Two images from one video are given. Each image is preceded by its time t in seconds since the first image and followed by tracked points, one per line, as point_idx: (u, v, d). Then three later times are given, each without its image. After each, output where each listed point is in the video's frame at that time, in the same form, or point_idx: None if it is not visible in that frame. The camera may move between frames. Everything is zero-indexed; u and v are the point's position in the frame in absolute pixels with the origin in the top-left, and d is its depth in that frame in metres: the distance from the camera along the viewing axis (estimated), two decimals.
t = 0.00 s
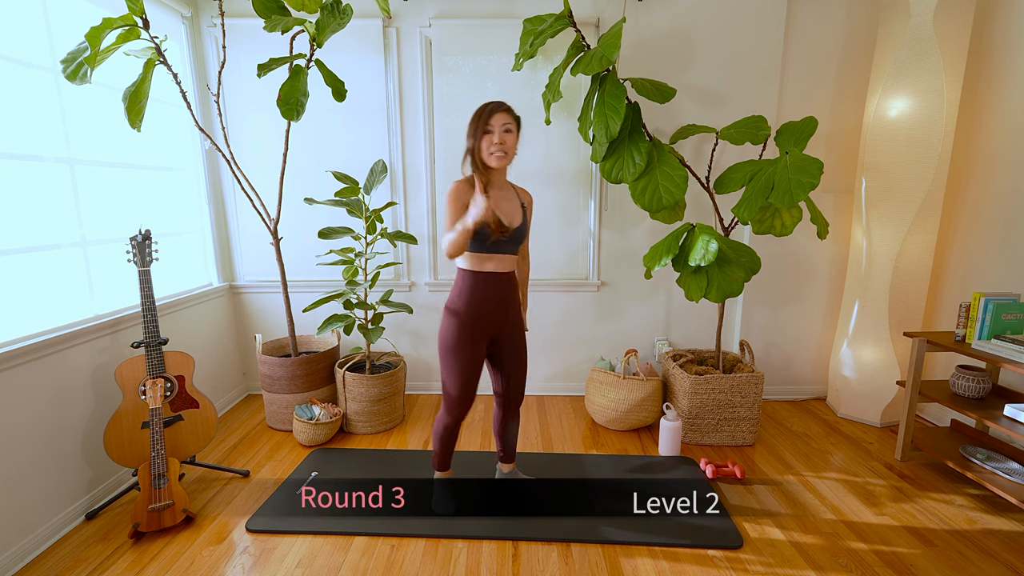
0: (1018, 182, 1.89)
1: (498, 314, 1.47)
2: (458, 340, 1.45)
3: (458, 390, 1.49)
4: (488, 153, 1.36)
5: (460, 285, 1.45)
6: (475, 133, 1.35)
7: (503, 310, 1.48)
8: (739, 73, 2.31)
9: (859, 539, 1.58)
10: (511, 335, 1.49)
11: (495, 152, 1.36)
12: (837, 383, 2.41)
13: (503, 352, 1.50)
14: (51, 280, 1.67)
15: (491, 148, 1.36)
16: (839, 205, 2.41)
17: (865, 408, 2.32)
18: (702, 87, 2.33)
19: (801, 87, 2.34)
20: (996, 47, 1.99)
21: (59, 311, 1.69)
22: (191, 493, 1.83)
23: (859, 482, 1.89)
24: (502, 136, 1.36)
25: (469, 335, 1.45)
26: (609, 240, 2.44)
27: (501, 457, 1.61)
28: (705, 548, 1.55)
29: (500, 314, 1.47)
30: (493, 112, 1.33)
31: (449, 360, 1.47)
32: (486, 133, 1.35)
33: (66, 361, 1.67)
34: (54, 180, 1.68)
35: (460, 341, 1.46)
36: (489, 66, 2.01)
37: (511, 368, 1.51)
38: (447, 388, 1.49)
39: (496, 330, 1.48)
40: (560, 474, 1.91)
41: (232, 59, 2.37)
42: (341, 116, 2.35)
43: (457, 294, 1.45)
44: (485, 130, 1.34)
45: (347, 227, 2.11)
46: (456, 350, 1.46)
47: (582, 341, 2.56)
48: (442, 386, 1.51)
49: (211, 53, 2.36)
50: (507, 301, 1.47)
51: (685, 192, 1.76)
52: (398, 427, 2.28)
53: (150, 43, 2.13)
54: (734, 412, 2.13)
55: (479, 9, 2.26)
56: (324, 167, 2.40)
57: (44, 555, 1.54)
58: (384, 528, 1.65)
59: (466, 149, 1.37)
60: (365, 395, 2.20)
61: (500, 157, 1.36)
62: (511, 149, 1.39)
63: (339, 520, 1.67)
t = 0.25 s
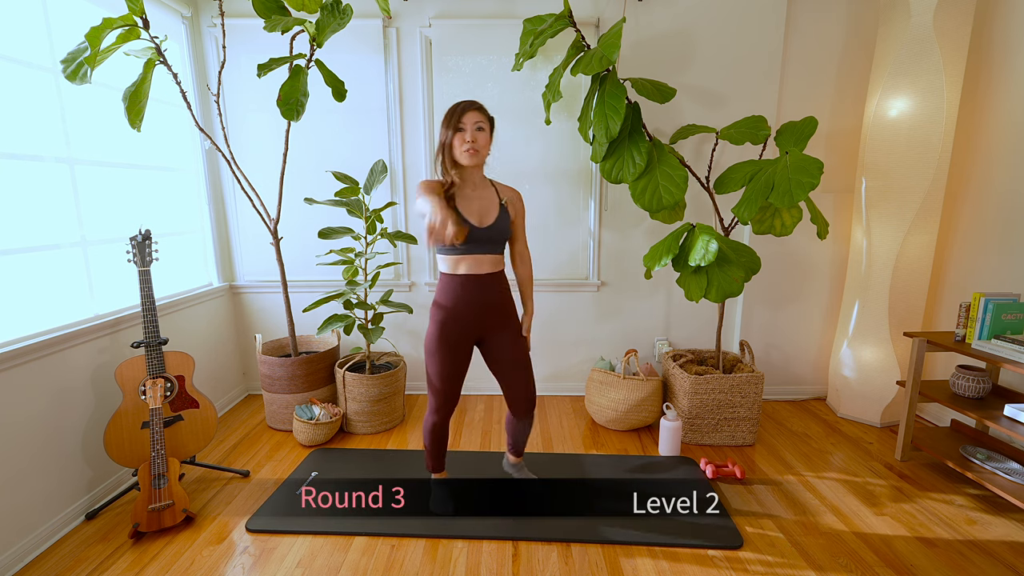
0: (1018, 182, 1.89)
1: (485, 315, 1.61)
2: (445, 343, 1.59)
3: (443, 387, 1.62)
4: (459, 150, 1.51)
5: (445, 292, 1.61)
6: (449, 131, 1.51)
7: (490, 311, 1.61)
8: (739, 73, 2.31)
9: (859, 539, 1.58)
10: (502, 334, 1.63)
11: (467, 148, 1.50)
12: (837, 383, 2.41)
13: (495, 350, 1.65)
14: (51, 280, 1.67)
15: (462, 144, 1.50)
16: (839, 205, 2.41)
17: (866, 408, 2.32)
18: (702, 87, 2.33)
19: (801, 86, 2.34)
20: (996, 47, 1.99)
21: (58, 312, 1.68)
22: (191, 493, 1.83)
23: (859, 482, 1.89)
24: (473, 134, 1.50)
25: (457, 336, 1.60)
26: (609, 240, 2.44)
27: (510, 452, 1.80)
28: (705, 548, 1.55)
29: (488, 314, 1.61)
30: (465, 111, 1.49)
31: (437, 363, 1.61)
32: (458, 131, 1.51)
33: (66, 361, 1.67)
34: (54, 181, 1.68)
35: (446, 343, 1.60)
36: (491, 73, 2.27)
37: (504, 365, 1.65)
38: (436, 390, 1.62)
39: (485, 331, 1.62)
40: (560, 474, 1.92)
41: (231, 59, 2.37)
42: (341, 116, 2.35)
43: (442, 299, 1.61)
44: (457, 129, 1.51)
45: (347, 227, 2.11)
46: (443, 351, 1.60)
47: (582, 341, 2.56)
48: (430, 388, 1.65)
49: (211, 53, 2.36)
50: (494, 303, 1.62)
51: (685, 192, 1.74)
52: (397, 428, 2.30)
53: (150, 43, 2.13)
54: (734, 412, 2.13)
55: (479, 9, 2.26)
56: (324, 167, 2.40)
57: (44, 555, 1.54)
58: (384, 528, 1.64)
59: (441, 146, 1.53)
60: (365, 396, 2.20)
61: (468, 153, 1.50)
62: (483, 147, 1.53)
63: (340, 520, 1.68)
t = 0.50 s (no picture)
0: (1018, 182, 1.89)
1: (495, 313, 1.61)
2: (454, 340, 1.61)
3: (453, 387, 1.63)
4: (467, 148, 1.55)
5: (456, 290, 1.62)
6: (455, 131, 1.55)
7: (500, 309, 1.62)
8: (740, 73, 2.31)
9: (859, 539, 1.58)
10: (512, 333, 1.63)
11: (474, 147, 1.54)
12: (837, 383, 2.41)
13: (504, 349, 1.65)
14: (51, 280, 1.67)
15: (470, 142, 1.54)
16: (839, 205, 2.41)
17: (866, 408, 2.32)
18: (703, 87, 2.33)
19: (802, 86, 2.34)
20: (996, 47, 1.99)
21: (58, 312, 1.69)
22: (191, 493, 1.83)
23: (859, 482, 1.89)
24: (481, 132, 1.54)
25: (466, 334, 1.61)
26: (609, 240, 2.45)
27: (531, 451, 1.83)
28: (705, 548, 1.55)
29: (498, 312, 1.62)
30: (472, 111, 1.53)
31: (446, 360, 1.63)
32: (466, 130, 1.54)
33: (66, 361, 1.67)
34: (54, 181, 1.68)
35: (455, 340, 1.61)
36: (491, 72, 2.28)
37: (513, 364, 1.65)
38: (443, 387, 1.63)
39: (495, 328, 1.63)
40: (560, 474, 1.92)
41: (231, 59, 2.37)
42: (341, 116, 2.35)
43: (453, 296, 1.62)
44: (465, 128, 1.54)
45: (347, 227, 2.11)
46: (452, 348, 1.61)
47: (582, 340, 2.56)
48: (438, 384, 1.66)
49: (211, 53, 2.36)
50: (504, 301, 1.62)
51: (686, 192, 1.74)
52: (398, 428, 2.30)
53: (150, 43, 2.13)
54: (733, 412, 2.13)
55: (479, 9, 2.26)
56: (324, 167, 2.40)
57: (44, 555, 1.54)
58: (384, 528, 1.64)
59: (448, 145, 1.58)
60: (365, 395, 2.20)
61: (478, 152, 1.54)
62: (492, 145, 1.56)
63: (340, 520, 1.68)
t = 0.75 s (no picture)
0: (1018, 182, 1.89)
1: (521, 310, 1.61)
2: (482, 337, 1.60)
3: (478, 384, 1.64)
4: (497, 156, 1.46)
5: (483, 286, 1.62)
6: (484, 138, 1.45)
7: (525, 306, 1.61)
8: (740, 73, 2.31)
9: (859, 539, 1.58)
10: (535, 330, 1.63)
11: (503, 157, 1.45)
12: (837, 383, 2.41)
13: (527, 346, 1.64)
14: (51, 280, 1.67)
15: (500, 152, 1.45)
16: (839, 205, 2.41)
17: (866, 408, 2.31)
18: (703, 86, 2.32)
19: (802, 86, 2.34)
20: (996, 47, 1.99)
21: (58, 312, 1.69)
22: (191, 493, 1.83)
23: (860, 482, 1.89)
24: (510, 140, 1.44)
25: (491, 330, 1.61)
26: (609, 240, 2.45)
27: (532, 452, 1.84)
28: (704, 548, 1.55)
29: (524, 310, 1.61)
30: (501, 118, 1.43)
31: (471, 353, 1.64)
32: (495, 138, 1.44)
33: (66, 361, 1.67)
34: (54, 181, 1.68)
35: (480, 335, 1.61)
36: (490, 72, 2.13)
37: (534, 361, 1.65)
38: (466, 382, 1.63)
39: (520, 325, 1.62)
40: (560, 474, 1.92)
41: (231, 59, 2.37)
42: (341, 116, 2.36)
43: (481, 295, 1.62)
44: (493, 135, 1.44)
45: (348, 227, 2.11)
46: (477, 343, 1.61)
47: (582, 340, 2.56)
48: (460, 377, 1.66)
49: (211, 53, 2.36)
50: (530, 299, 1.61)
51: (686, 192, 1.74)
52: (398, 427, 2.31)
53: (150, 43, 2.13)
54: (734, 412, 2.13)
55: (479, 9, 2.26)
56: (324, 167, 2.41)
57: (44, 555, 1.54)
58: (384, 528, 1.64)
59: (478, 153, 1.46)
60: (365, 396, 2.20)
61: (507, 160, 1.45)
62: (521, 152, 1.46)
63: (340, 520, 1.68)
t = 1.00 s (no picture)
0: (1018, 182, 1.89)
1: (534, 304, 1.61)
2: (497, 330, 1.62)
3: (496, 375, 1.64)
4: (512, 157, 1.55)
5: (498, 281, 1.65)
6: (502, 140, 1.57)
7: (538, 301, 1.61)
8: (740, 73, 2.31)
9: (859, 539, 1.58)
10: (548, 326, 1.62)
11: (517, 156, 1.55)
12: (837, 383, 2.41)
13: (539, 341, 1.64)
14: (51, 280, 1.67)
15: (514, 152, 1.55)
16: (839, 205, 2.41)
17: (866, 408, 2.32)
18: (703, 86, 2.32)
19: (802, 86, 2.34)
20: (996, 47, 1.99)
21: (58, 312, 1.69)
22: (191, 493, 1.83)
23: (860, 482, 1.89)
24: (525, 142, 1.54)
25: (505, 324, 1.62)
26: (609, 240, 2.45)
27: (537, 452, 1.80)
28: (704, 548, 1.55)
29: (537, 304, 1.61)
30: (517, 120, 1.54)
31: (487, 350, 1.65)
32: (511, 140, 1.56)
33: (66, 361, 1.67)
34: (54, 181, 1.68)
35: (495, 330, 1.63)
36: (490, 72, 2.27)
37: (546, 357, 1.64)
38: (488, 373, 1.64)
39: (532, 320, 1.62)
40: (560, 474, 1.92)
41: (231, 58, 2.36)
42: (341, 116, 2.36)
43: (496, 290, 1.65)
44: (511, 137, 1.55)
45: (347, 227, 2.11)
46: (493, 338, 1.63)
47: (582, 340, 2.56)
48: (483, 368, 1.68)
49: (211, 53, 2.36)
50: (543, 293, 1.62)
51: (686, 192, 1.73)
52: (398, 427, 2.31)
53: (150, 43, 2.13)
54: (733, 412, 2.13)
55: (479, 9, 2.26)
56: (324, 167, 2.41)
57: (43, 555, 1.54)
58: (383, 529, 1.64)
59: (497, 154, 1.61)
60: (365, 395, 2.20)
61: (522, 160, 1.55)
62: (534, 153, 1.56)
63: (339, 520, 1.68)
